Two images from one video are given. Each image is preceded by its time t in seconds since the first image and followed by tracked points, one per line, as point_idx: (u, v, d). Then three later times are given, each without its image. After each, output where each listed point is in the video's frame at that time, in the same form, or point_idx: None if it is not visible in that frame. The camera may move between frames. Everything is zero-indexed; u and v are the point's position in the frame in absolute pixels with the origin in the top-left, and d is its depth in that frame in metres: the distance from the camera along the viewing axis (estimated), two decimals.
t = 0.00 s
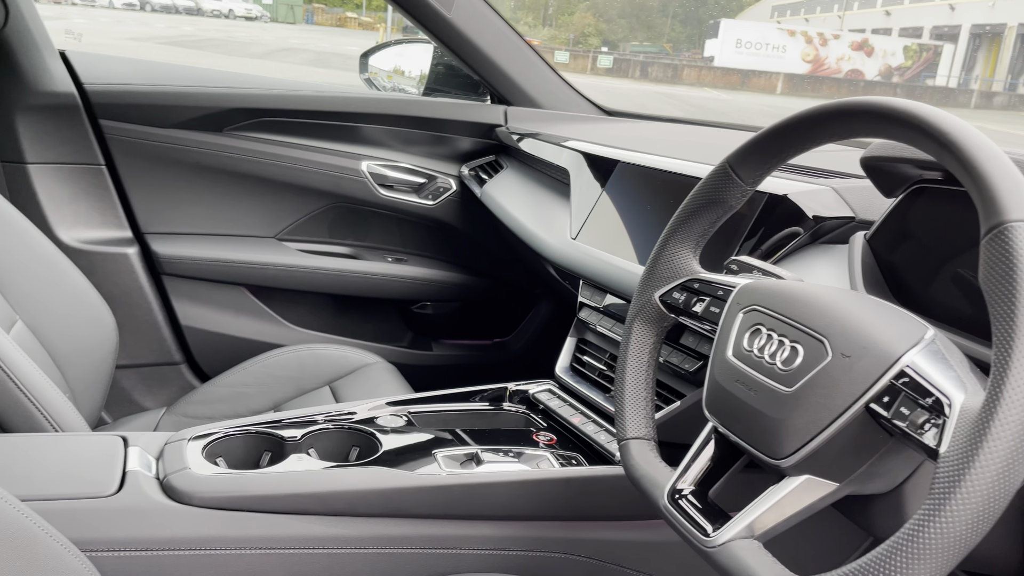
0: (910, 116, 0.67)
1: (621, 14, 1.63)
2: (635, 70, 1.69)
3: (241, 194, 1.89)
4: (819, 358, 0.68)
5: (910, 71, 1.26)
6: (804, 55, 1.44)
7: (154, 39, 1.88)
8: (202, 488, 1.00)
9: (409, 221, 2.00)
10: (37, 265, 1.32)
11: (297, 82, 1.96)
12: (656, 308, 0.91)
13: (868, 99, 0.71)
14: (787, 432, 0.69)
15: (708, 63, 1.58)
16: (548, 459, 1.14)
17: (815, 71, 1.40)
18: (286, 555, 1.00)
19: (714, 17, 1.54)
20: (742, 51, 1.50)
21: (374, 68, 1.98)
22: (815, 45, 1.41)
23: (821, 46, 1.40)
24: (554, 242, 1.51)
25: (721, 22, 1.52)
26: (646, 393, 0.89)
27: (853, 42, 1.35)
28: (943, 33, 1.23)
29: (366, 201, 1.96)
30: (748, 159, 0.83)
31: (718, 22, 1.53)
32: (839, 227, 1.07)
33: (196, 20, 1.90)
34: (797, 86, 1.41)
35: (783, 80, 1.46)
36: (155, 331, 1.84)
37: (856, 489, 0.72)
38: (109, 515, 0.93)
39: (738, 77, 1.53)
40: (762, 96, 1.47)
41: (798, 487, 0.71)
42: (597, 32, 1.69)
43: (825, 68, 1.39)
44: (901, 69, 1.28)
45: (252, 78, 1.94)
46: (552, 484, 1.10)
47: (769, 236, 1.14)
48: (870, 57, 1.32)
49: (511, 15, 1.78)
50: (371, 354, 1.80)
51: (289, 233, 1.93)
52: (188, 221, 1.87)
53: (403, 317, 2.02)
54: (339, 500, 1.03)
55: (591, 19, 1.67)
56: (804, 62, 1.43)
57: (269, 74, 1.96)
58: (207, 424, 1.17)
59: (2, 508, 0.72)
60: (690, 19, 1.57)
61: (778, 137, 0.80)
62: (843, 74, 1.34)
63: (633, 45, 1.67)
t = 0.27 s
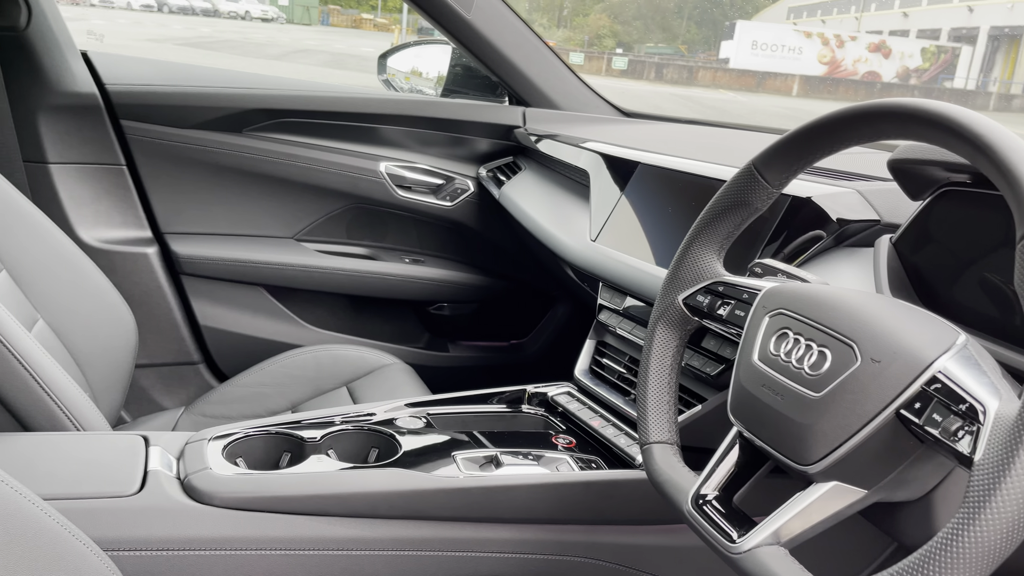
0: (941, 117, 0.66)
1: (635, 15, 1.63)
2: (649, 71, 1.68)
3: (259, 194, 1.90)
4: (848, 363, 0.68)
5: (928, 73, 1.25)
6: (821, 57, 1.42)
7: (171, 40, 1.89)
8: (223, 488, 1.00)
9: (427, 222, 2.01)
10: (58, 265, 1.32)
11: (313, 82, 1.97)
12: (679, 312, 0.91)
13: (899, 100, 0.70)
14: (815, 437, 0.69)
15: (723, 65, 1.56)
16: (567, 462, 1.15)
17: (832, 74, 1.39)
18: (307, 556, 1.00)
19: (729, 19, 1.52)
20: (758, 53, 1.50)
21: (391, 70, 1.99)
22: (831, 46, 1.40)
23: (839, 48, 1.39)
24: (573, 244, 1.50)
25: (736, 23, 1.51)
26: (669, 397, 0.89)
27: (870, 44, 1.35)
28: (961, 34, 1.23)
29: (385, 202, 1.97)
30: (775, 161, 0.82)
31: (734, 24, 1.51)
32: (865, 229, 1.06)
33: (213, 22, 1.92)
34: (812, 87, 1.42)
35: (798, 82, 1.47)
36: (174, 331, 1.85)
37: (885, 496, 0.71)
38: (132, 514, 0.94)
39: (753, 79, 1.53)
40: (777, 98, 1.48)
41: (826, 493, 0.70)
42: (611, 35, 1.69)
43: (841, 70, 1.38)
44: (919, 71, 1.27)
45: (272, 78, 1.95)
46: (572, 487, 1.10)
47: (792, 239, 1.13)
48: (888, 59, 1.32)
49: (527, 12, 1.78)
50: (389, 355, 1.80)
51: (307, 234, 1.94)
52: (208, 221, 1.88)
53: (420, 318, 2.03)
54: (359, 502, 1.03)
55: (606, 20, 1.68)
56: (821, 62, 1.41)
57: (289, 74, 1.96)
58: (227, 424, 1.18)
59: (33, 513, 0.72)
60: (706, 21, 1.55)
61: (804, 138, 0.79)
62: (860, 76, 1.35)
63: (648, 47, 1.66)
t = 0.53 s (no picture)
0: (960, 120, 0.65)
1: (651, 17, 1.62)
2: (665, 74, 1.68)
3: (275, 195, 1.91)
4: (864, 368, 0.67)
5: (947, 75, 1.25)
6: (838, 58, 1.41)
7: (190, 43, 1.92)
8: (239, 488, 1.01)
9: (442, 224, 2.01)
10: (77, 266, 1.34)
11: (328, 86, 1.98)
12: (694, 315, 0.91)
13: (918, 103, 0.70)
14: (831, 442, 0.68)
15: (739, 67, 1.56)
16: (581, 465, 1.15)
17: (850, 76, 1.39)
18: (321, 556, 1.00)
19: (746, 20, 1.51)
20: (775, 55, 1.50)
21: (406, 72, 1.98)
22: (849, 48, 1.40)
23: (856, 50, 1.39)
24: (588, 247, 1.50)
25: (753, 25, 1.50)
26: (684, 401, 0.89)
27: (888, 46, 1.35)
28: (981, 36, 1.22)
29: (400, 204, 1.98)
30: (792, 164, 0.82)
31: (751, 25, 1.50)
32: (882, 232, 1.05)
33: (231, 24, 1.92)
34: (830, 90, 1.41)
35: (816, 85, 1.45)
36: (191, 331, 1.87)
37: (901, 502, 0.71)
38: (148, 513, 0.95)
39: (770, 81, 1.53)
40: (794, 101, 1.47)
41: (841, 498, 0.69)
42: (627, 37, 1.68)
43: (860, 72, 1.38)
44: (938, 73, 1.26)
45: (290, 80, 1.97)
46: (585, 490, 1.10)
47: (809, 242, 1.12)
48: (906, 61, 1.32)
49: (542, 15, 1.80)
50: (403, 357, 1.81)
51: (324, 236, 1.95)
52: (225, 222, 1.89)
53: (435, 320, 2.04)
54: (372, 503, 1.04)
55: (622, 23, 1.67)
56: (839, 65, 1.41)
57: (306, 77, 1.98)
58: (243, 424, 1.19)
59: (51, 511, 0.73)
60: (722, 23, 1.54)
61: (822, 141, 0.79)
62: (878, 77, 1.36)
63: (664, 49, 1.65)
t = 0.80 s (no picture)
0: (969, 125, 0.65)
1: (670, 19, 1.62)
2: (683, 75, 1.68)
3: (292, 198, 1.93)
4: (872, 372, 0.67)
5: (969, 77, 1.24)
6: (858, 60, 1.43)
7: (213, 47, 1.95)
8: (253, 489, 1.03)
9: (456, 227, 2.03)
10: (97, 269, 1.36)
11: (345, 88, 2.00)
12: (704, 319, 0.91)
13: (928, 107, 0.70)
14: (838, 447, 0.68)
15: (758, 69, 1.56)
16: (592, 468, 1.15)
17: (870, 77, 1.39)
18: (332, 556, 1.02)
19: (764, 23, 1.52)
20: (795, 57, 1.50)
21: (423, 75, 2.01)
22: (870, 51, 1.41)
23: (876, 52, 1.40)
24: (601, 250, 1.50)
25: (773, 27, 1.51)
26: (693, 405, 0.89)
27: (909, 48, 1.35)
28: (1003, 37, 1.21)
29: (416, 208, 1.99)
30: (801, 168, 0.82)
31: (768, 28, 1.52)
32: (895, 237, 1.04)
33: (252, 28, 1.92)
34: (850, 92, 1.41)
35: (836, 86, 1.46)
36: (208, 333, 1.89)
37: (910, 508, 0.70)
38: (163, 512, 0.96)
39: (788, 83, 1.53)
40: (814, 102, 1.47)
41: (849, 503, 0.69)
42: (645, 39, 1.68)
43: (880, 74, 1.39)
44: (960, 75, 1.25)
45: (307, 85, 1.99)
46: (595, 493, 1.10)
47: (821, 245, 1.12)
48: (927, 63, 1.32)
49: (560, 21, 1.81)
50: (418, 359, 1.83)
51: (340, 238, 1.98)
52: (243, 225, 1.92)
53: (449, 322, 2.05)
54: (384, 504, 1.05)
55: (640, 24, 1.67)
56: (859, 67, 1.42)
57: (323, 81, 2.00)
58: (257, 426, 1.20)
59: (70, 511, 0.75)
60: (741, 26, 1.56)
61: (832, 146, 0.79)
62: (899, 79, 1.36)
63: (682, 51, 1.66)
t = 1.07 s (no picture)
0: (974, 132, 0.65)
1: (691, 21, 1.61)
2: (703, 79, 1.69)
3: (310, 204, 1.96)
4: (877, 378, 0.67)
5: (994, 79, 1.22)
6: (881, 62, 1.41)
7: (233, 52, 1.97)
8: (268, 490, 1.05)
9: (472, 232, 2.04)
10: (119, 273, 1.39)
11: (366, 92, 2.02)
12: (713, 324, 0.91)
13: (935, 115, 0.70)
14: (843, 452, 0.68)
15: (779, 71, 1.57)
16: (603, 472, 1.16)
17: (893, 79, 1.38)
18: (345, 557, 1.03)
19: (784, 26, 1.51)
20: (816, 59, 1.50)
21: (440, 81, 2.03)
22: (893, 52, 1.39)
23: (900, 53, 1.38)
24: (614, 255, 1.51)
25: (794, 31, 1.50)
26: (701, 410, 0.90)
27: (933, 49, 1.33)
28: None
29: (431, 212, 2.01)
30: (810, 174, 0.82)
31: (791, 30, 1.51)
32: (907, 242, 1.04)
33: (274, 33, 1.94)
34: (873, 93, 1.42)
35: (859, 88, 1.45)
36: (227, 336, 1.92)
37: (916, 513, 0.70)
38: (180, 512, 0.98)
39: (810, 85, 1.53)
40: (836, 105, 1.46)
41: (855, 508, 0.70)
42: (666, 42, 1.67)
43: (904, 76, 1.37)
44: (984, 77, 1.23)
45: (325, 92, 2.02)
46: (605, 497, 1.11)
47: (833, 250, 1.12)
48: (952, 65, 1.30)
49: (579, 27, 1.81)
50: (433, 363, 1.84)
51: (357, 243, 2.00)
52: (262, 230, 1.95)
53: (465, 327, 2.06)
54: (397, 506, 1.07)
55: (660, 28, 1.67)
56: (882, 69, 1.41)
57: (341, 87, 2.03)
58: (272, 428, 1.22)
59: (90, 512, 0.77)
60: (761, 28, 1.54)
61: (840, 152, 0.79)
62: (923, 81, 1.35)
63: (703, 54, 1.65)
